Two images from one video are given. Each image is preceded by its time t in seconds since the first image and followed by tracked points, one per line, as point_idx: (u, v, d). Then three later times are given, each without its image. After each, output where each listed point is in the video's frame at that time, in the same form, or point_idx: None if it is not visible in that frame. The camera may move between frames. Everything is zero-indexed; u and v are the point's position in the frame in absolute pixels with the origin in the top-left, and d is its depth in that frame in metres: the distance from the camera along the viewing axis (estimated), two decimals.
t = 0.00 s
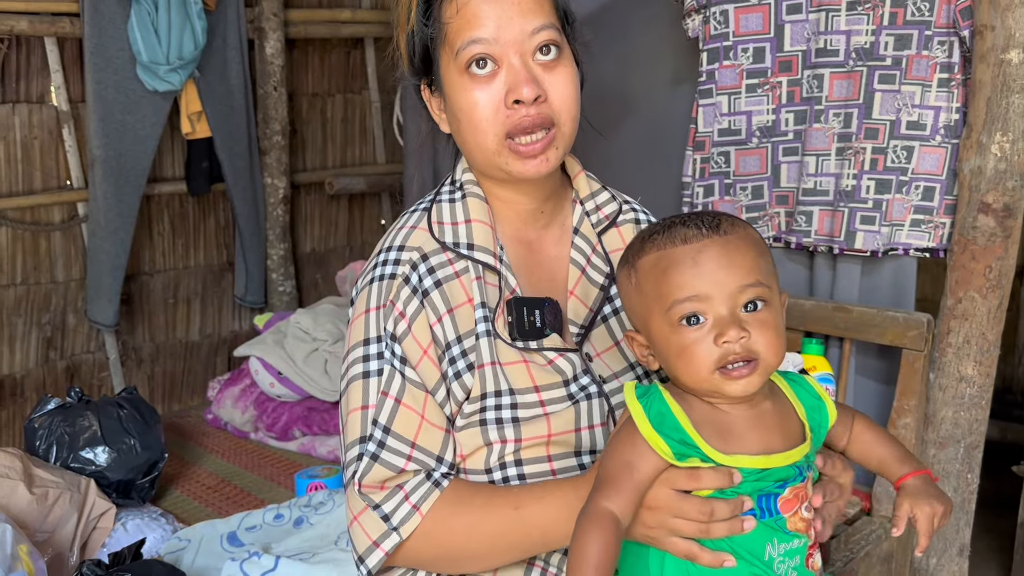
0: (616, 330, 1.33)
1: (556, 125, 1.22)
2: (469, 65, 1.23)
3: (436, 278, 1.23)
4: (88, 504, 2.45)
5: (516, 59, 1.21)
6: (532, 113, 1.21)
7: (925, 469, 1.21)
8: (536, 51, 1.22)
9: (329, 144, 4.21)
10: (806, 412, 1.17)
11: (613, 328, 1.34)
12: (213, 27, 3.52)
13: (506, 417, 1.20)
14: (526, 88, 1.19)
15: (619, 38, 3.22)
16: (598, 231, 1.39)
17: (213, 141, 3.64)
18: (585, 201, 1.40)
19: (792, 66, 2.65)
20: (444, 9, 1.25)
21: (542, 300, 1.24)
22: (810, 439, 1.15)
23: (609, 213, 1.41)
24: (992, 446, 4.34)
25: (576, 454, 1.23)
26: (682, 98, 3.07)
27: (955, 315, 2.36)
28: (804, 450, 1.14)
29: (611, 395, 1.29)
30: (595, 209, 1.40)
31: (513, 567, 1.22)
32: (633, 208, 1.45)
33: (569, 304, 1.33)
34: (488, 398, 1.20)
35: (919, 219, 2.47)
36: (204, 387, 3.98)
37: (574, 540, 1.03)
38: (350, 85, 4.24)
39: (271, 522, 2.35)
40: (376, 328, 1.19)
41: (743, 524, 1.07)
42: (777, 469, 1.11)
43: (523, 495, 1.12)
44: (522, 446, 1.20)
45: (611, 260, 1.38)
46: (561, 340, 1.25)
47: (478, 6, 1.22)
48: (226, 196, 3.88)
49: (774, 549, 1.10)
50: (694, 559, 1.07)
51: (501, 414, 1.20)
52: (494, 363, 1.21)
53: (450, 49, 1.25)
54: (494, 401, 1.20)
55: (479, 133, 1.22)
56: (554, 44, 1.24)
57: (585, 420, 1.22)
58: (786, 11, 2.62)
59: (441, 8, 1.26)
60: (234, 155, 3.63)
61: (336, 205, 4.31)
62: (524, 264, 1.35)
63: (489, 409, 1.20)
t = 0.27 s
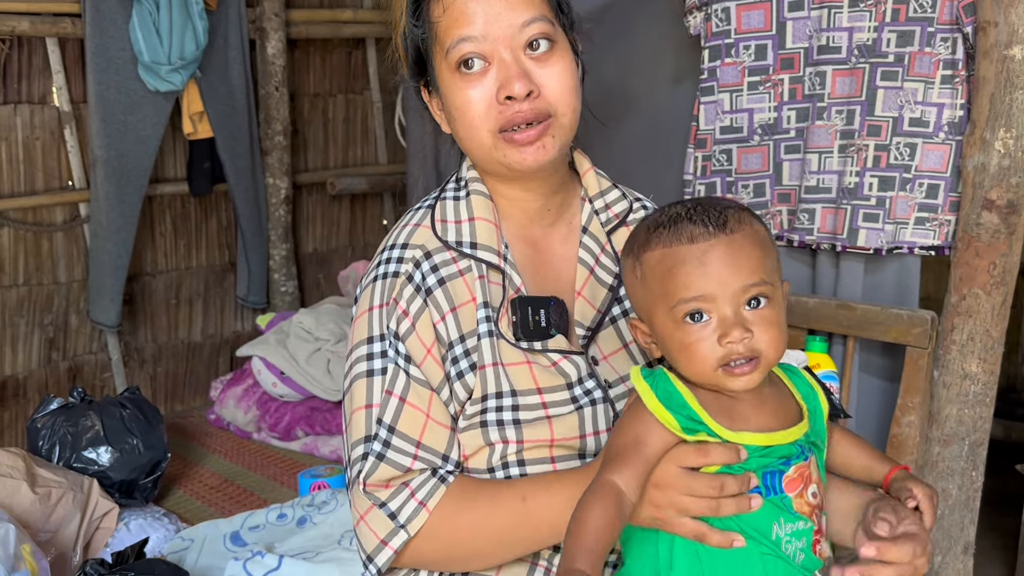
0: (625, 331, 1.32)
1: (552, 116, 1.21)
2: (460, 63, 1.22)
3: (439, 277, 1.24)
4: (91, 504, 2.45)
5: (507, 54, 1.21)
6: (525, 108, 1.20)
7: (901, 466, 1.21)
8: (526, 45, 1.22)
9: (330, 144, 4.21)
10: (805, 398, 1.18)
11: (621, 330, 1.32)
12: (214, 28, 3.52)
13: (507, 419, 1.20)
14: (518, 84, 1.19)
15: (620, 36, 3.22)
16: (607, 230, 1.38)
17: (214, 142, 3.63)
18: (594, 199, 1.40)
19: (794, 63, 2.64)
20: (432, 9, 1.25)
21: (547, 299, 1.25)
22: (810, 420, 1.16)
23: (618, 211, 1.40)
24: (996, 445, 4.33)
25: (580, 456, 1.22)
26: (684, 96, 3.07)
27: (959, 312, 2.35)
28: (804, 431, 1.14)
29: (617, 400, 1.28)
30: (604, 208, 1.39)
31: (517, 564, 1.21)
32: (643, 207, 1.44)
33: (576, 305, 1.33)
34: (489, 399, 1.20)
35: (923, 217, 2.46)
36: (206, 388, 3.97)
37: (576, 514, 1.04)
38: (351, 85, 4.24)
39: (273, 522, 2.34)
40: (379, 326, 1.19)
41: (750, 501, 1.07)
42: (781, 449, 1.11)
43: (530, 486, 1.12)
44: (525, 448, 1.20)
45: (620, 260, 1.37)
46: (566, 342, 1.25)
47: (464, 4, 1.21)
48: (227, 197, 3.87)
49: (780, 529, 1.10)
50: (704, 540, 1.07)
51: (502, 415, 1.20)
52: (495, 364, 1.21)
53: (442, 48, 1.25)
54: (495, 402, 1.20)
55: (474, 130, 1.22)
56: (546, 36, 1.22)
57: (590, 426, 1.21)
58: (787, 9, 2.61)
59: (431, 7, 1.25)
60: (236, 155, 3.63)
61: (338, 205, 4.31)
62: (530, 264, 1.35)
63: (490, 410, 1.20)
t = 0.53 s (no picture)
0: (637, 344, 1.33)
1: (555, 116, 1.20)
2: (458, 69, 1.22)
3: (447, 292, 1.24)
4: (93, 507, 2.45)
5: (503, 55, 1.20)
6: (526, 109, 1.19)
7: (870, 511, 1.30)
8: (523, 44, 1.21)
9: (331, 147, 4.22)
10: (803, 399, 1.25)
11: (633, 344, 1.34)
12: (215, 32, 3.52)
13: (515, 440, 1.19)
14: (514, 84, 1.18)
15: (620, 38, 3.22)
16: (621, 237, 1.39)
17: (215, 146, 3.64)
18: (608, 205, 1.40)
19: (794, 64, 2.64)
20: (426, 15, 1.26)
21: (558, 315, 1.26)
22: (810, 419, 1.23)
23: (634, 216, 1.41)
24: (997, 446, 4.33)
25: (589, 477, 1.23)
26: (685, 96, 3.08)
27: (959, 312, 2.35)
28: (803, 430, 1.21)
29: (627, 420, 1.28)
30: (619, 214, 1.40)
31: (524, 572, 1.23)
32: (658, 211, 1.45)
33: (588, 316, 1.32)
34: (496, 421, 1.20)
35: (924, 217, 2.46)
36: (208, 391, 3.98)
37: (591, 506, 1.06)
38: (352, 89, 4.24)
39: (275, 524, 2.34)
40: (386, 344, 1.18)
41: (762, 492, 1.12)
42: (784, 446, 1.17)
43: (540, 496, 1.13)
44: (534, 469, 1.20)
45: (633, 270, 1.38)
46: (577, 359, 1.26)
47: (456, 9, 1.21)
48: (228, 200, 3.88)
49: (788, 524, 1.16)
50: (721, 534, 1.10)
51: (510, 434, 1.19)
52: (503, 384, 1.21)
53: (439, 56, 1.25)
54: (503, 423, 1.20)
55: (476, 135, 1.22)
56: (542, 33, 1.22)
57: (600, 449, 1.22)
58: (787, 10, 2.61)
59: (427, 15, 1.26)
60: (237, 159, 3.63)
61: (339, 208, 4.32)
62: (540, 276, 1.35)
63: (497, 432, 1.20)
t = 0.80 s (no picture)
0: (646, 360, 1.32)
1: (564, 139, 1.18)
2: (464, 90, 1.19)
3: (460, 310, 1.23)
4: (95, 514, 2.46)
5: (512, 76, 1.17)
6: (533, 133, 1.16)
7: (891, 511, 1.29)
8: (531, 64, 1.17)
9: (331, 154, 4.23)
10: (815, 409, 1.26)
11: (644, 358, 1.32)
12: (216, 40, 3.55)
13: (529, 461, 1.19)
14: (520, 110, 1.14)
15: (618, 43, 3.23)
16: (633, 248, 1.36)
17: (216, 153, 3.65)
18: (620, 215, 1.38)
19: (791, 70, 2.66)
20: (431, 32, 1.21)
21: (571, 332, 1.25)
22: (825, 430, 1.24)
23: (646, 227, 1.38)
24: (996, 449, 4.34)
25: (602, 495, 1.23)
26: (684, 100, 3.09)
27: (957, 316, 2.36)
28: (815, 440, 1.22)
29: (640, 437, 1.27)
30: (631, 225, 1.38)
31: None
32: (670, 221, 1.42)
33: (600, 330, 1.30)
34: (510, 442, 1.20)
35: (921, 221, 2.48)
36: (209, 397, 3.99)
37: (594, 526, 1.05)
38: (352, 95, 4.26)
39: (276, 530, 2.35)
40: (399, 364, 1.17)
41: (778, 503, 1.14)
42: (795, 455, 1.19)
43: (553, 516, 1.12)
44: (548, 491, 1.19)
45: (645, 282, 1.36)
46: (590, 376, 1.25)
47: (459, 28, 1.17)
48: (229, 207, 3.89)
49: (800, 534, 1.16)
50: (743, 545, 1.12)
51: (524, 455, 1.19)
52: (517, 405, 1.21)
53: (445, 73, 1.21)
54: (516, 444, 1.19)
55: (483, 158, 1.20)
56: (552, 52, 1.17)
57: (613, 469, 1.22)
58: (785, 17, 2.63)
59: (430, 31, 1.21)
60: (238, 165, 3.65)
61: (339, 214, 4.33)
62: (553, 291, 1.33)
63: (511, 453, 1.19)
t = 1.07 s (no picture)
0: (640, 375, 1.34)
1: (546, 174, 1.22)
2: (447, 125, 1.23)
3: (454, 328, 1.27)
4: (97, 531, 2.48)
5: (493, 113, 1.20)
6: (514, 169, 1.20)
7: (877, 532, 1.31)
8: (512, 101, 1.21)
9: (331, 171, 4.27)
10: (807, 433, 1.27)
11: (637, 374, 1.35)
12: (218, 60, 3.60)
13: (521, 477, 1.22)
14: (500, 145, 1.18)
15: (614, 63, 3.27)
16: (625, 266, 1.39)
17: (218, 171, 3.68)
18: (612, 234, 1.41)
19: (785, 90, 2.69)
20: (419, 69, 1.26)
21: (564, 350, 1.29)
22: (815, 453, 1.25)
23: (638, 245, 1.41)
24: (995, 462, 4.35)
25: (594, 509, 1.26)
26: (680, 118, 3.13)
27: (950, 332, 2.39)
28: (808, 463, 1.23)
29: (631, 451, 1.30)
30: (623, 243, 1.41)
31: None
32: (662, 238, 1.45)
33: (594, 347, 1.34)
34: (502, 459, 1.23)
35: (915, 237, 2.50)
36: (210, 413, 4.01)
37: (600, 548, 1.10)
38: (352, 113, 4.30)
39: (276, 547, 2.37)
40: (393, 381, 1.21)
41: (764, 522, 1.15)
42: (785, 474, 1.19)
43: (546, 534, 1.16)
44: (540, 507, 1.23)
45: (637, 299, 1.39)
46: (582, 393, 1.28)
47: (444, 65, 1.21)
48: (231, 224, 3.93)
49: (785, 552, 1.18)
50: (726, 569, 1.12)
51: (516, 472, 1.22)
52: (509, 422, 1.24)
53: (432, 108, 1.25)
54: (508, 462, 1.23)
55: (467, 190, 1.24)
56: (532, 90, 1.22)
57: (605, 485, 1.26)
58: (778, 37, 2.67)
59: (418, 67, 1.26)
60: (239, 184, 3.68)
61: (339, 231, 4.37)
62: (546, 309, 1.37)
63: (503, 470, 1.23)
